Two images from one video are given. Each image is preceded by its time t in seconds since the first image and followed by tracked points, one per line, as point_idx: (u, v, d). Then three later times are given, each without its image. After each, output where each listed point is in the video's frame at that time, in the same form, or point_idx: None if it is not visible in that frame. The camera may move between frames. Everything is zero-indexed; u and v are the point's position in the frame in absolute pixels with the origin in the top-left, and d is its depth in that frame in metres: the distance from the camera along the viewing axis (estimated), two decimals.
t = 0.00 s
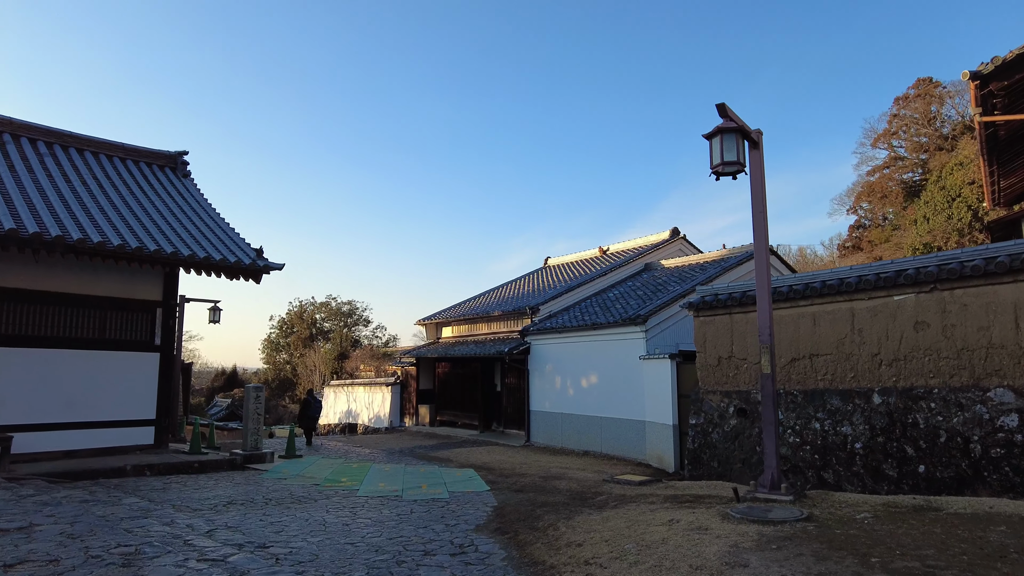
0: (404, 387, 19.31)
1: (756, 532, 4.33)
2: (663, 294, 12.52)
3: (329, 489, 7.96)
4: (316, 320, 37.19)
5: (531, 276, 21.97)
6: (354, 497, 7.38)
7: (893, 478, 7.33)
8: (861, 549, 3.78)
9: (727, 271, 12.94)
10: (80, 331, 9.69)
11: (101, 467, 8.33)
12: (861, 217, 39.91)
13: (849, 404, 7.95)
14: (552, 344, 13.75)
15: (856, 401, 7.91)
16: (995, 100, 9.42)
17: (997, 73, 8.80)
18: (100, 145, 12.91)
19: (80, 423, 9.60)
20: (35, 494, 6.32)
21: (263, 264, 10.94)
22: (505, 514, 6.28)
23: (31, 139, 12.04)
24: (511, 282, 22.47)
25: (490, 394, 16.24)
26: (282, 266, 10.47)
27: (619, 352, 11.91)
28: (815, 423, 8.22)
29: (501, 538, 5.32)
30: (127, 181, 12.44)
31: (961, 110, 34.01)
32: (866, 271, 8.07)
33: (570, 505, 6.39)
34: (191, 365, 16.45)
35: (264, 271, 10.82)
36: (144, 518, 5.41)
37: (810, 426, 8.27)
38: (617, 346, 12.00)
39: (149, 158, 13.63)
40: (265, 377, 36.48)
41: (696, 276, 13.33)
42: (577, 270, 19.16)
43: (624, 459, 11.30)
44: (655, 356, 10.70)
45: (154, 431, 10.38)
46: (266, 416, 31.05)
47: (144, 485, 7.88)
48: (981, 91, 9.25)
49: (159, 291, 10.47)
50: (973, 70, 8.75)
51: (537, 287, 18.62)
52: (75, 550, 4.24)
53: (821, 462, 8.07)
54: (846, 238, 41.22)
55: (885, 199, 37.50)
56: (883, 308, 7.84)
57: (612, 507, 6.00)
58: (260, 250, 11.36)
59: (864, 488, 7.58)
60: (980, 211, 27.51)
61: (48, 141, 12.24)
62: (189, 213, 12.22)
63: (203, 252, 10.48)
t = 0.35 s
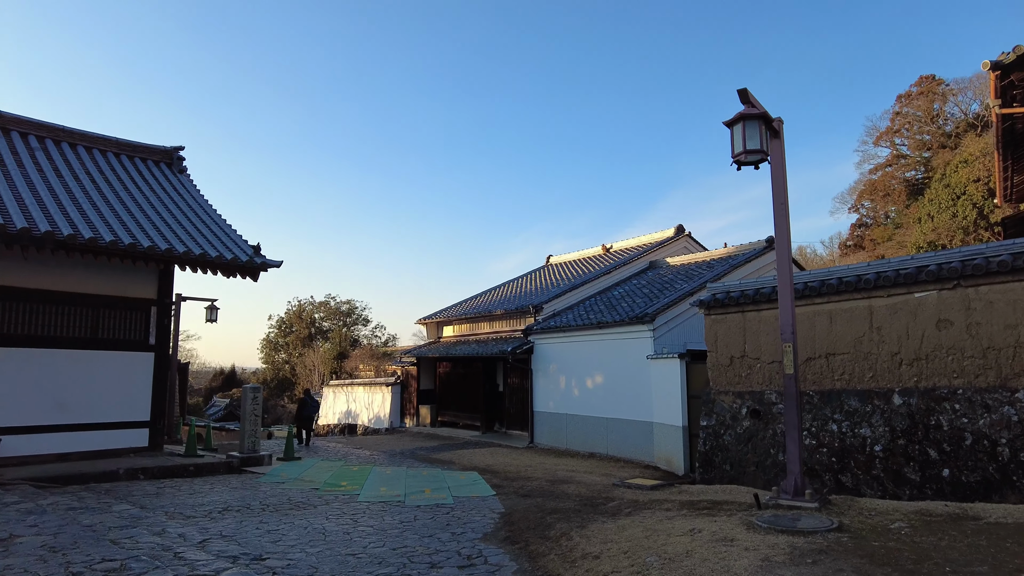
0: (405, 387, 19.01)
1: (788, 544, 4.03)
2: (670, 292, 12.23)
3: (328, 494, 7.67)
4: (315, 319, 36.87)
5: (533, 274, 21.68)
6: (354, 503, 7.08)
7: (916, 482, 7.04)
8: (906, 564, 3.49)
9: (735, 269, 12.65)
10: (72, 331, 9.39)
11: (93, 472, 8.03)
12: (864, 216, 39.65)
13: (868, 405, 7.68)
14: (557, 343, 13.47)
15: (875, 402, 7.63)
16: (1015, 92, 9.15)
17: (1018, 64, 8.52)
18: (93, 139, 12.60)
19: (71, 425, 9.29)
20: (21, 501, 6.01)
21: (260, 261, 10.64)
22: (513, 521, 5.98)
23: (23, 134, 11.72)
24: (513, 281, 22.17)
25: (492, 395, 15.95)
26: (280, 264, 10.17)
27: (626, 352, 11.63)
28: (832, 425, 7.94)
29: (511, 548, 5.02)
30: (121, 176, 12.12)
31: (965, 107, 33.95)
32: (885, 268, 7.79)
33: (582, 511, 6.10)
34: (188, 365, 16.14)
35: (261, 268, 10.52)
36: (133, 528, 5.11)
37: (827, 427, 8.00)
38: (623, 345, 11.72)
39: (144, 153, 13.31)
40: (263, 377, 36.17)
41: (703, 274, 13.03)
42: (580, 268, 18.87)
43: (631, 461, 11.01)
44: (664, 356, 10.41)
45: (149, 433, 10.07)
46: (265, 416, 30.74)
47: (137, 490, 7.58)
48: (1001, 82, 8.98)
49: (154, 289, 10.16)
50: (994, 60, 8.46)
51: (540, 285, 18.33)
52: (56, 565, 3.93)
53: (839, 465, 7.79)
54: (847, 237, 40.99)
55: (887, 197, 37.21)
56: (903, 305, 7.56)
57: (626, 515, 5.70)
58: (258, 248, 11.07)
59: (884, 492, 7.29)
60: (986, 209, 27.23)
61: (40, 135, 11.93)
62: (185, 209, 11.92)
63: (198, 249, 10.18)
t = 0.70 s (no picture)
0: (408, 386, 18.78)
1: (825, 553, 3.79)
2: (680, 290, 11.98)
3: (333, 497, 7.44)
4: (317, 319, 36.63)
5: (537, 273, 21.43)
6: (360, 507, 6.84)
7: (941, 485, 6.79)
8: None
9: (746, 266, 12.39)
10: (70, 329, 9.15)
11: (90, 474, 7.80)
12: (868, 214, 39.36)
13: (890, 405, 7.43)
14: (564, 342, 13.23)
15: (897, 402, 7.38)
16: None
17: None
18: (92, 134, 12.36)
19: (68, 425, 9.05)
20: (15, 505, 5.78)
21: (262, 258, 10.41)
22: (526, 526, 5.74)
23: (19, 128, 11.48)
24: (517, 280, 21.93)
25: (497, 394, 15.72)
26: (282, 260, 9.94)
27: (635, 351, 11.39)
28: (852, 426, 7.71)
29: (526, 556, 4.78)
30: (120, 172, 11.89)
31: (970, 105, 33.77)
32: (908, 263, 7.53)
33: (598, 516, 5.86)
34: (188, 364, 15.91)
35: (263, 265, 10.29)
36: (130, 534, 4.88)
37: (847, 428, 7.76)
38: (633, 344, 11.47)
39: (143, 148, 13.07)
40: (264, 377, 35.96)
41: (713, 272, 12.79)
42: (585, 267, 18.62)
43: (641, 462, 10.77)
44: (675, 355, 10.17)
45: (148, 433, 9.85)
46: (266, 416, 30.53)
47: (136, 493, 7.35)
48: None
49: (153, 287, 9.94)
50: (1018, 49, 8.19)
51: (545, 284, 18.08)
52: None
53: (859, 467, 7.55)
54: (851, 236, 40.71)
55: (892, 195, 36.85)
56: (926, 302, 7.31)
57: (645, 520, 5.46)
58: (259, 244, 10.83)
59: (908, 495, 7.05)
60: (994, 207, 26.94)
61: (37, 129, 11.69)
62: (185, 205, 11.69)
63: (199, 246, 9.94)
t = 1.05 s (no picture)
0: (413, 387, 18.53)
1: (876, 565, 3.51)
2: (693, 288, 11.71)
3: (340, 500, 7.19)
4: (319, 318, 36.40)
5: (543, 272, 21.18)
6: (369, 510, 6.58)
7: (974, 489, 6.50)
8: None
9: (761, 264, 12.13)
10: (68, 327, 8.91)
11: (90, 476, 7.56)
12: (874, 214, 39.07)
13: (918, 406, 7.15)
14: (573, 342, 12.98)
15: (926, 403, 7.10)
16: None
17: None
18: (93, 129, 12.12)
19: (67, 426, 8.80)
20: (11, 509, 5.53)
21: (266, 254, 10.15)
22: (545, 532, 5.48)
23: (19, 122, 11.24)
24: (523, 279, 21.68)
25: (504, 395, 15.47)
26: (287, 257, 9.68)
27: (647, 350, 11.12)
28: (877, 427, 7.44)
29: (548, 565, 4.51)
30: (122, 167, 11.66)
31: (978, 103, 33.51)
32: (936, 258, 7.24)
33: (619, 521, 5.59)
34: (190, 363, 15.67)
35: (267, 262, 10.03)
36: (131, 541, 4.62)
37: (871, 430, 7.50)
38: (645, 343, 11.21)
39: (145, 144, 12.83)
40: (266, 377, 35.73)
41: (726, 270, 12.51)
42: (593, 265, 18.35)
43: (655, 465, 10.50)
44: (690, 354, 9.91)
45: (150, 434, 9.59)
46: (268, 416, 30.30)
47: (137, 495, 7.10)
48: None
49: (154, 284, 9.69)
50: None
51: (552, 282, 17.82)
52: None
53: (885, 470, 7.28)
54: (857, 236, 40.41)
55: (899, 195, 36.25)
56: (956, 299, 7.02)
57: (670, 526, 5.19)
58: (263, 241, 10.57)
59: (938, 499, 6.76)
60: (1004, 206, 26.62)
61: (37, 123, 11.45)
62: (188, 201, 11.45)
63: (201, 242, 9.68)
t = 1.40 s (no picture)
0: (416, 385, 18.29)
1: None
2: (705, 284, 11.44)
3: (344, 502, 6.94)
4: (321, 316, 36.15)
5: (547, 269, 20.93)
6: (375, 513, 6.33)
7: (1005, 492, 6.23)
8: None
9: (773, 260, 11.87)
10: (65, 323, 8.65)
11: (86, 478, 7.31)
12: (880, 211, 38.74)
13: (944, 404, 6.89)
14: (581, 339, 12.72)
15: (952, 402, 6.84)
16: None
17: None
18: (91, 121, 11.86)
19: (63, 425, 8.55)
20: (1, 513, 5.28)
21: (268, 249, 9.90)
22: (561, 537, 5.22)
23: (15, 114, 10.98)
24: (527, 276, 21.42)
25: (510, 393, 15.23)
26: (289, 252, 9.42)
27: (658, 347, 10.86)
28: (901, 426, 7.17)
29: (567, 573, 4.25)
30: (120, 160, 11.40)
31: (985, 99, 33.17)
32: (963, 252, 6.96)
33: (638, 525, 5.34)
34: (189, 361, 15.41)
35: (269, 257, 9.78)
36: (125, 548, 4.37)
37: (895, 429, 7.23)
38: (655, 340, 10.94)
39: (144, 137, 12.57)
40: (268, 375, 35.49)
41: (737, 266, 12.25)
42: (599, 262, 18.08)
43: (666, 465, 10.25)
44: (703, 351, 9.65)
45: (148, 433, 9.35)
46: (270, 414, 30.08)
47: (135, 497, 6.86)
48: None
49: (153, 279, 9.43)
50: None
51: (558, 279, 17.56)
52: None
53: (910, 471, 7.02)
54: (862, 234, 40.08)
55: (905, 192, 35.65)
56: (984, 294, 6.74)
57: (693, 531, 4.94)
58: (265, 235, 10.31)
59: (967, 502, 6.49)
60: (1014, 203, 26.27)
61: (33, 115, 11.19)
62: (188, 195, 11.20)
63: (201, 236, 9.42)
